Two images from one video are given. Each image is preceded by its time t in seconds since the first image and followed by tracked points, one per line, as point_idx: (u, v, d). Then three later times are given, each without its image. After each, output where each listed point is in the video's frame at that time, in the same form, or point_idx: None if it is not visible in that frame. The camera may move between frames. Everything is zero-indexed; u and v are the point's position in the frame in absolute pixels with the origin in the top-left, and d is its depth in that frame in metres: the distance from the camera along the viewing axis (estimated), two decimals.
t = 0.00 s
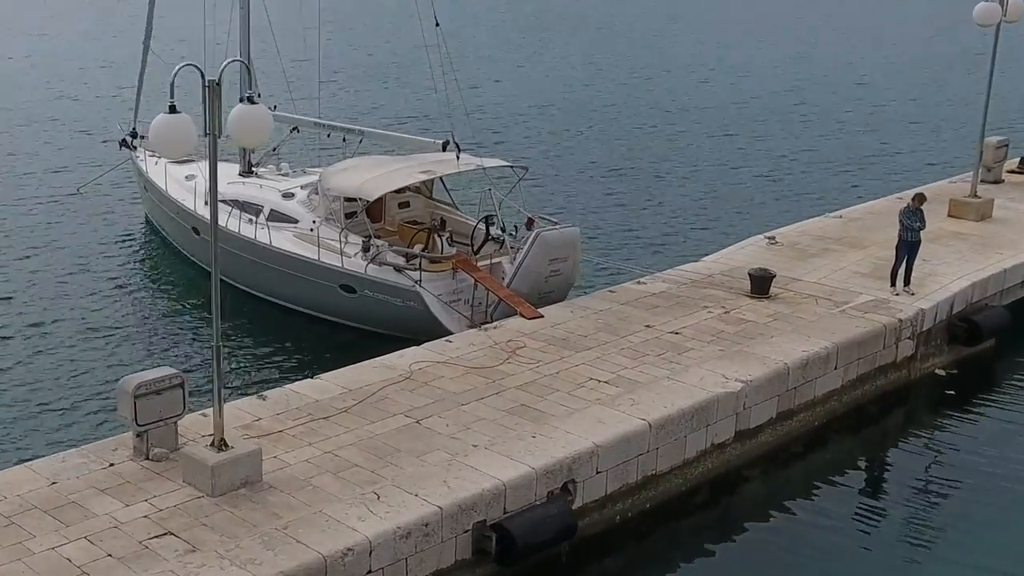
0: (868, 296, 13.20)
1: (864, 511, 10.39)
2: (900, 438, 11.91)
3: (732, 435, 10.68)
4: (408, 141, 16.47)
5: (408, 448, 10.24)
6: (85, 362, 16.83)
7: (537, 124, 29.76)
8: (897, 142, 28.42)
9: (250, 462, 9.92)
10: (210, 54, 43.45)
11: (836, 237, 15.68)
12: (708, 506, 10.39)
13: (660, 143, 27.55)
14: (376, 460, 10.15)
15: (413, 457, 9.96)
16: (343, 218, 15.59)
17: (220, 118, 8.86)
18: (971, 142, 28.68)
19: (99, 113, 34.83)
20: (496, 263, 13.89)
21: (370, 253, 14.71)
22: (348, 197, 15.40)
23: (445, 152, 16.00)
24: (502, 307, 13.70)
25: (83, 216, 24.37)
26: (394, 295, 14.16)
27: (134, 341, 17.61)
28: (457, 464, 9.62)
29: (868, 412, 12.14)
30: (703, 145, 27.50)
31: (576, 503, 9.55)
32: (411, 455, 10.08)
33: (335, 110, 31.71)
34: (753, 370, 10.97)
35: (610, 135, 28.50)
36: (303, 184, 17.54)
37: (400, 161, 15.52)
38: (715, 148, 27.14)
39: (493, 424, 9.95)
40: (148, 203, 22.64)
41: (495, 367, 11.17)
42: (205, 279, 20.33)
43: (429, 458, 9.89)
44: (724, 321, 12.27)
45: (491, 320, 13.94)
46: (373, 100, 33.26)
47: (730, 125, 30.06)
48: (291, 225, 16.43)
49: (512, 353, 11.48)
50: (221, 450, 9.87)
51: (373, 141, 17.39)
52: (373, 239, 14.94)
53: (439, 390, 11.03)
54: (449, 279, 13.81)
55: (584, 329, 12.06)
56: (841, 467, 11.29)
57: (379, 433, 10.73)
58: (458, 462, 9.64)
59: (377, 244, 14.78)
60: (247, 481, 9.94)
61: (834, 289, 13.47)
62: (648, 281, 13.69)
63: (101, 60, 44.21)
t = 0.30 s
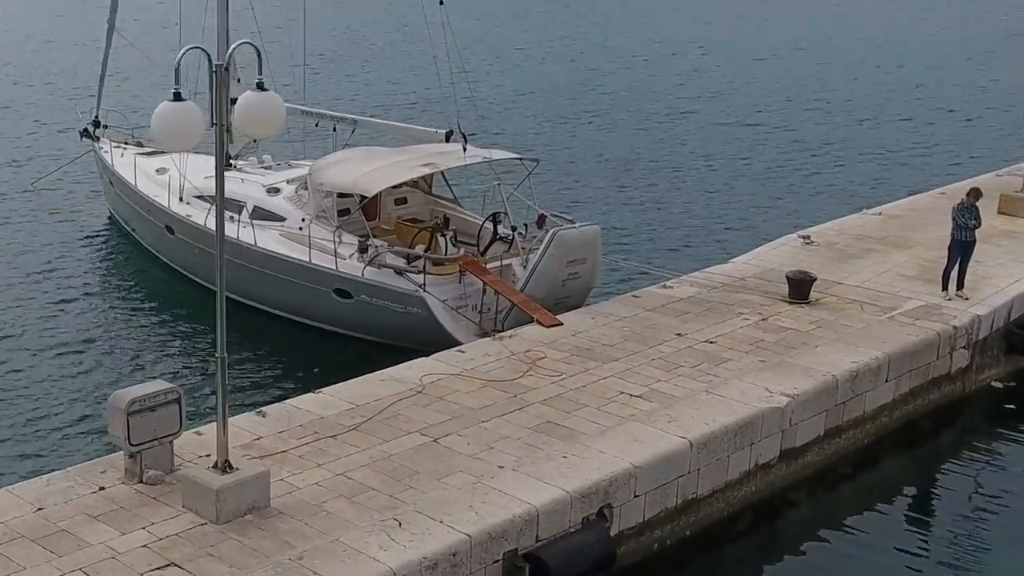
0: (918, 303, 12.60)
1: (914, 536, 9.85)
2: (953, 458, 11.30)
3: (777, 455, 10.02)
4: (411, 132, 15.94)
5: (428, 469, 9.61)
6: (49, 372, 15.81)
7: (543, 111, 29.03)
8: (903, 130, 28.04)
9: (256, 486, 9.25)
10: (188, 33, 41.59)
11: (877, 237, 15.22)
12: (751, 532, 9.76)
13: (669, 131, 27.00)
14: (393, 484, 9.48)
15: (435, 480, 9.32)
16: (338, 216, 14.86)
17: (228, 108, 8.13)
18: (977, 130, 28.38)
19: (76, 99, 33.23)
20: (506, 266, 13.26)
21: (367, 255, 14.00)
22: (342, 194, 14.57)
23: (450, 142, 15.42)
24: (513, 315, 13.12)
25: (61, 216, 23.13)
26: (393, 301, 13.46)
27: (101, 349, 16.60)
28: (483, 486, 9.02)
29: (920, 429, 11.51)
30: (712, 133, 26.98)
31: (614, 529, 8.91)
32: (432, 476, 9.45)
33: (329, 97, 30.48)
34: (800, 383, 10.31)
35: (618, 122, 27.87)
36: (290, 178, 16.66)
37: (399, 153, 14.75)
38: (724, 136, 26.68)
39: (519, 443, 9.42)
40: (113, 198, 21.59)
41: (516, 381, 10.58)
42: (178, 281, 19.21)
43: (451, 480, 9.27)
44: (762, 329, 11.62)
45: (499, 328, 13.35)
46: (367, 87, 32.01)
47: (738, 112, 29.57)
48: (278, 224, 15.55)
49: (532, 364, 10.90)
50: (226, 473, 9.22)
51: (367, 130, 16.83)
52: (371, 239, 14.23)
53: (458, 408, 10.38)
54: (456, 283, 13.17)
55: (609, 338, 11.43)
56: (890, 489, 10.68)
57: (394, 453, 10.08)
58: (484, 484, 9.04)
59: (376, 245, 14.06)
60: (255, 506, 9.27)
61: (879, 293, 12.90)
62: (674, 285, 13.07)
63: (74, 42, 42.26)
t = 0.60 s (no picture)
0: (981, 309, 12.08)
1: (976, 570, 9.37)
2: (1016, 483, 10.74)
3: (834, 479, 9.44)
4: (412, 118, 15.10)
5: (455, 494, 8.93)
6: (6, 391, 14.69)
7: (553, 94, 28.28)
8: (917, 113, 27.49)
9: (268, 514, 8.47)
10: (175, 7, 39.61)
11: (929, 236, 14.77)
12: (807, 563, 9.20)
13: (682, 115, 26.48)
14: (419, 511, 8.74)
15: (464, 507, 8.62)
16: (331, 211, 14.00)
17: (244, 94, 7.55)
18: (994, 115, 27.85)
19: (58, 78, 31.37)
20: (521, 267, 12.73)
21: (366, 256, 13.19)
22: (335, 187, 13.81)
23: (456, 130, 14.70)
24: (530, 323, 12.55)
25: (38, 210, 21.82)
26: (397, 307, 12.78)
27: (62, 365, 15.45)
28: (517, 514, 8.37)
29: (984, 449, 10.90)
30: (724, 116, 26.53)
31: (661, 558, 8.33)
32: (460, 502, 8.77)
33: (328, 80, 29.33)
34: (861, 399, 9.73)
35: (629, 105, 27.26)
36: (276, 171, 15.67)
37: (404, 141, 14.00)
38: (736, 120, 26.27)
39: (554, 465, 8.89)
40: (73, 192, 20.21)
41: (542, 397, 10.00)
42: (149, 282, 17.99)
43: (482, 508, 8.60)
44: (812, 338, 11.06)
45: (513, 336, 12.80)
46: (373, 72, 30.62)
47: (748, 93, 29.10)
48: (264, 220, 14.56)
49: (559, 378, 10.32)
50: (235, 499, 8.45)
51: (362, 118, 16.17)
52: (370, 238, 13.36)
53: (485, 428, 9.73)
54: (467, 287, 12.56)
55: (642, 348, 10.84)
56: (951, 517, 10.15)
57: (415, 475, 9.35)
58: (518, 512, 8.39)
59: (377, 244, 13.25)
60: (267, 536, 8.49)
61: (936, 299, 12.37)
62: (706, 288, 12.48)
63: (55, 18, 40.24)
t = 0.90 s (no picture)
0: None
1: None
2: None
3: (919, 509, 8.75)
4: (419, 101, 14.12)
5: (500, 526, 8.24)
6: None
7: (566, 76, 27.51)
8: (936, 91, 26.85)
9: (299, 550, 7.64)
10: None
11: (1001, 232, 14.09)
12: None
13: (696, 96, 25.92)
14: (461, 546, 7.99)
15: (513, 543, 7.93)
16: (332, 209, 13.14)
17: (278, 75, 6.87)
18: (1015, 96, 27.33)
19: (34, 54, 29.25)
20: (549, 269, 12.04)
21: (374, 257, 12.41)
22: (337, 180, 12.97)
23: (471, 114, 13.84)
24: (561, 333, 11.91)
25: (12, 205, 20.31)
26: (411, 316, 12.08)
27: (33, 381, 14.22)
28: (571, 550, 7.76)
29: None
30: (738, 97, 26.00)
31: None
32: (508, 536, 8.08)
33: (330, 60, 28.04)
34: (946, 419, 9.09)
35: (642, 87, 26.64)
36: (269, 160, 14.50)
37: (419, 128, 13.13)
38: (752, 100, 25.83)
39: (609, 494, 8.31)
40: (28, 185, 18.63)
41: (586, 418, 9.43)
42: (120, 286, 16.75)
43: (533, 542, 7.94)
44: (884, 350, 10.50)
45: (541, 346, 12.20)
46: (381, 57, 29.14)
47: (760, 72, 28.68)
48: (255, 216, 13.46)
49: (604, 396, 9.72)
50: (260, 534, 7.60)
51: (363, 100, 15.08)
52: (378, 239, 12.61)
53: (527, 453, 9.10)
54: (490, 292, 11.92)
55: (695, 361, 10.29)
56: None
57: (453, 504, 8.60)
58: (571, 548, 7.79)
59: (388, 244, 12.51)
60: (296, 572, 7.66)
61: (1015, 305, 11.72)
62: (757, 294, 11.96)
63: None
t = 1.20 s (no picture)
0: None
1: None
2: None
3: (994, 542, 8.29)
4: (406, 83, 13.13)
5: (530, 561, 7.41)
6: None
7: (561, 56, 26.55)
8: (936, 70, 26.41)
9: None
10: None
11: None
12: None
13: (695, 77, 25.25)
14: None
15: None
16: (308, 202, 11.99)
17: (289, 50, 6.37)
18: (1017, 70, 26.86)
19: None
20: (559, 270, 11.46)
21: (360, 257, 11.43)
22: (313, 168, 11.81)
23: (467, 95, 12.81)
24: (573, 341, 11.21)
25: None
26: (402, 324, 11.19)
27: None
28: None
29: None
30: (735, 78, 25.43)
31: None
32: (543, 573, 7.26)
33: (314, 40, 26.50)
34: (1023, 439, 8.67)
35: (639, 68, 25.87)
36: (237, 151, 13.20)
37: (410, 109, 11.99)
38: (750, 82, 25.28)
39: (650, 527, 7.67)
40: None
41: (615, 439, 8.79)
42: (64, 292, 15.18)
43: None
44: (946, 361, 10.04)
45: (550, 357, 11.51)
46: (371, 36, 27.61)
47: (755, 50, 28.09)
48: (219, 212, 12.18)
49: (634, 415, 9.11)
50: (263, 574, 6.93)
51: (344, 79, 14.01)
52: (364, 236, 11.65)
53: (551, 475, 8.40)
54: (494, 295, 11.17)
55: (736, 376, 9.75)
56: None
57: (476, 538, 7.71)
58: None
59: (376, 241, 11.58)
60: None
61: None
62: (794, 298, 11.40)
63: None
